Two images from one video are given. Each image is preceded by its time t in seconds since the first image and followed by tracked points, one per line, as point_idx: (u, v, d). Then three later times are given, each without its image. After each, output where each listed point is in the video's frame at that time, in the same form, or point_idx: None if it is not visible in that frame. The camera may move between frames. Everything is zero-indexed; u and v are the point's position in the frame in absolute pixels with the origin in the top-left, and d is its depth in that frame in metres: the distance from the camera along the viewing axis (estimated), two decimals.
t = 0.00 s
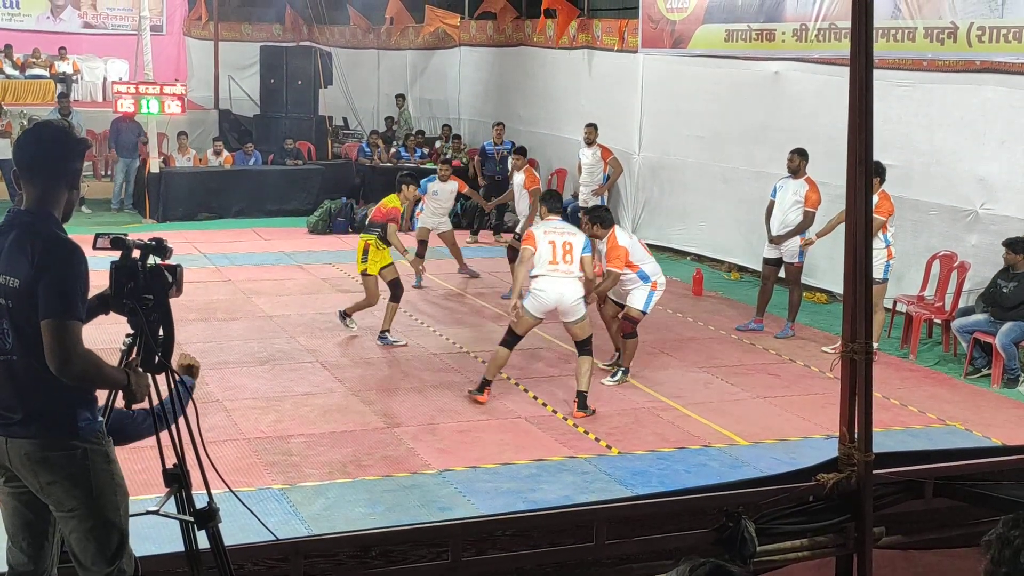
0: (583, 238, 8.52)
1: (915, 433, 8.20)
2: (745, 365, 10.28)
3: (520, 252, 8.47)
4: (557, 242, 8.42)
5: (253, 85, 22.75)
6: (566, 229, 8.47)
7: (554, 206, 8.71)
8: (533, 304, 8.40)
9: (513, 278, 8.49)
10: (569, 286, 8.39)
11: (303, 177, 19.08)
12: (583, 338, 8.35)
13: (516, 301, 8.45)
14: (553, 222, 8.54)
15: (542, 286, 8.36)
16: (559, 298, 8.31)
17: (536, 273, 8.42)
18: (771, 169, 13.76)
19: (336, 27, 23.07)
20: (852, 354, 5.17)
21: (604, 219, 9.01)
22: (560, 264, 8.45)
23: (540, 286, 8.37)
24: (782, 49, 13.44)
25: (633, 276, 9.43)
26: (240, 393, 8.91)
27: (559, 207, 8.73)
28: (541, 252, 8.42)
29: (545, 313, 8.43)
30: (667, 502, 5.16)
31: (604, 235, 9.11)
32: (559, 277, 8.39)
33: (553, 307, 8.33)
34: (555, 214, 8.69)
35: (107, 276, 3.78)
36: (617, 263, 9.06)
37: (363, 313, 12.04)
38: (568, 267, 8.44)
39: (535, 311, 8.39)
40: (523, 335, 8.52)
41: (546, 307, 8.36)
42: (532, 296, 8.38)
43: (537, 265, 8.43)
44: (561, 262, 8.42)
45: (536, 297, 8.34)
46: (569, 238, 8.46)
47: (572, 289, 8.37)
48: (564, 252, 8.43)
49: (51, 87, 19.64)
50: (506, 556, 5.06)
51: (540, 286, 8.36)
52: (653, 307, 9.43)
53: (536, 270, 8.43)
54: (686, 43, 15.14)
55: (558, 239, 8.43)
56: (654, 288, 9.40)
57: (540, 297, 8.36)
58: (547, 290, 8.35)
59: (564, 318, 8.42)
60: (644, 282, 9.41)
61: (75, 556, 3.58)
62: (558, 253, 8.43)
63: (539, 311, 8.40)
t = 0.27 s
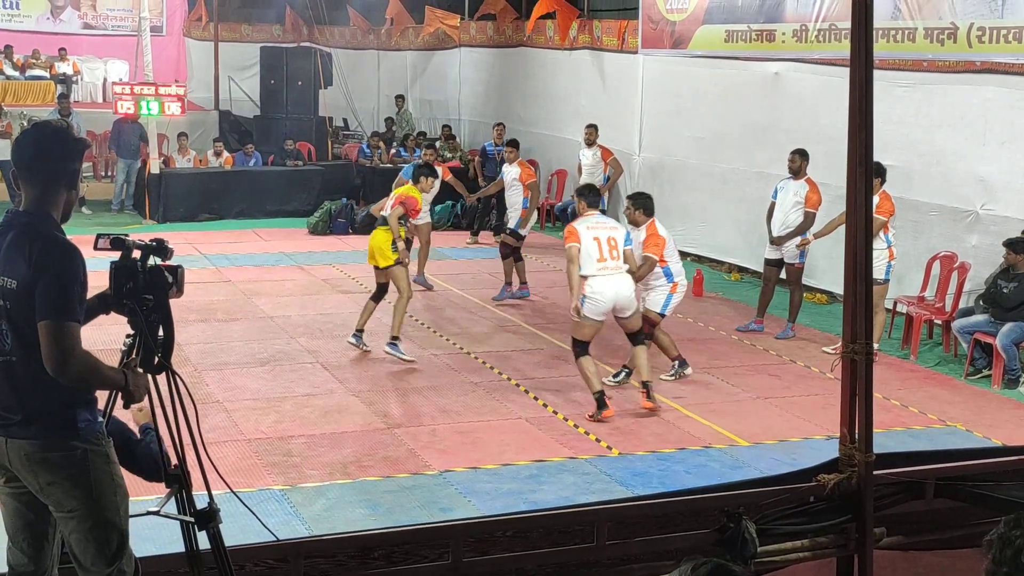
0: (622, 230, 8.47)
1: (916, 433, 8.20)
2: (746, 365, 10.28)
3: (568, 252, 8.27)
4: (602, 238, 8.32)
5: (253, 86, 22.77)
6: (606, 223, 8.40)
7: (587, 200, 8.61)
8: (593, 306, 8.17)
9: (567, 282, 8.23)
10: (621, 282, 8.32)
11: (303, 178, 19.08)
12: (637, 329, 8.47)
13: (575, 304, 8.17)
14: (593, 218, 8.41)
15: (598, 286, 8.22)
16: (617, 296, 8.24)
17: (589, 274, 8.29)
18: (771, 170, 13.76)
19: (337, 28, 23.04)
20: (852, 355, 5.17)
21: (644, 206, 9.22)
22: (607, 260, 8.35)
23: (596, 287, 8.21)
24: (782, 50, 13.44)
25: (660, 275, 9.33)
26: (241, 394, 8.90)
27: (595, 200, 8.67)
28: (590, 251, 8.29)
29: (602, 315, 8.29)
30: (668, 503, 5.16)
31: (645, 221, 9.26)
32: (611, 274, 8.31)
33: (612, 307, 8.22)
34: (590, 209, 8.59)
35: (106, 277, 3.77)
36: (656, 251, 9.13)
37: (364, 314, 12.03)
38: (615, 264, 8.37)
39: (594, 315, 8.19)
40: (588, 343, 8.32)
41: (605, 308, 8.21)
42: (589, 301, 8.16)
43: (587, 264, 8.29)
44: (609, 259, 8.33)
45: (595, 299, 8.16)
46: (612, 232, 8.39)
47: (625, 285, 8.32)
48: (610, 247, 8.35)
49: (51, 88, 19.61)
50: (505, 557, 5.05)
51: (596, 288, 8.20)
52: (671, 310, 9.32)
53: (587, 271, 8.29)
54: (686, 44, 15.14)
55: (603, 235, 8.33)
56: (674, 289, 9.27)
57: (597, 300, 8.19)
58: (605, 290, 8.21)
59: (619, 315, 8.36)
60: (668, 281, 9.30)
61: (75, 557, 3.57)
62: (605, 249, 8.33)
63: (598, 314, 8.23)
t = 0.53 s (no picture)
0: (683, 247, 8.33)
1: (916, 434, 8.20)
2: (746, 366, 10.27)
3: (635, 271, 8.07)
4: (667, 255, 8.18)
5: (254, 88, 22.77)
6: (670, 239, 8.25)
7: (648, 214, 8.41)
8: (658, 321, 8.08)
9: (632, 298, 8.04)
10: (684, 299, 8.21)
11: (302, 179, 19.08)
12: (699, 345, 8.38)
13: (646, 323, 8.01)
14: (656, 234, 8.25)
15: (662, 303, 8.11)
16: (681, 312, 8.14)
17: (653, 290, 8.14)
18: (771, 171, 13.76)
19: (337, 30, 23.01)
20: (852, 356, 5.16)
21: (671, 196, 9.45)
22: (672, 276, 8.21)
23: (660, 304, 8.11)
24: (782, 51, 13.43)
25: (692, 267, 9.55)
26: (241, 395, 8.90)
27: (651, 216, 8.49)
28: (655, 267, 8.14)
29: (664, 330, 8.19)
30: (668, 504, 5.14)
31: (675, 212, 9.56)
32: (675, 290, 8.18)
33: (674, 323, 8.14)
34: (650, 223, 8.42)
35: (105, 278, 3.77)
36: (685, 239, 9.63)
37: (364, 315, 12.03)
38: (680, 280, 8.24)
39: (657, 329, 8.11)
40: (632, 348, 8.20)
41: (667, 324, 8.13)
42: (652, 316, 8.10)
43: (651, 280, 8.14)
44: (674, 275, 8.19)
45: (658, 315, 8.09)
46: (675, 248, 8.24)
47: (688, 302, 8.21)
48: (675, 264, 8.21)
49: (51, 90, 19.56)
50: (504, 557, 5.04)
51: (660, 304, 8.10)
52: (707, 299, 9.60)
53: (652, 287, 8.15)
54: (687, 45, 15.15)
55: (667, 251, 8.19)
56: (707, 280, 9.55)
57: (660, 315, 8.11)
58: (670, 306, 8.12)
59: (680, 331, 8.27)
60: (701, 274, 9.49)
61: (75, 557, 3.57)
62: (670, 265, 8.19)
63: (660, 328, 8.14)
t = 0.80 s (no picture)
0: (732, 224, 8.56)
1: (916, 435, 8.20)
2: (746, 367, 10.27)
3: (692, 251, 8.26)
4: (718, 234, 8.42)
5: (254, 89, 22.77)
6: (720, 219, 8.48)
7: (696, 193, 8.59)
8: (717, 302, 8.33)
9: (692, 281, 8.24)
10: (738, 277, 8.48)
11: (302, 180, 19.08)
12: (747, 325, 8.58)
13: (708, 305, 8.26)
14: (705, 213, 8.46)
15: (720, 283, 8.37)
16: (738, 291, 8.42)
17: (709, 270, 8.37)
18: (771, 171, 13.76)
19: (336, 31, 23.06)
20: (852, 356, 5.15)
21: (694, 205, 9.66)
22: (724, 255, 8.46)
23: (717, 284, 8.37)
24: (783, 52, 13.43)
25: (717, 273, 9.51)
26: (241, 396, 8.90)
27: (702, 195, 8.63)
28: (709, 248, 8.37)
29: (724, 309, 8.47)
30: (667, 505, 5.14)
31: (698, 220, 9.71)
32: (728, 270, 8.43)
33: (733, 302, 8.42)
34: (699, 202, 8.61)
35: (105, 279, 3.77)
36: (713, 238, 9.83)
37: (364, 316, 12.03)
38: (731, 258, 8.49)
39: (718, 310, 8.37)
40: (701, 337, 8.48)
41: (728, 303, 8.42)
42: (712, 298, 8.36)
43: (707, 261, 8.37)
44: (726, 254, 8.44)
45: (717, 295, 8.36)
46: (725, 227, 8.48)
47: (743, 280, 8.48)
48: (726, 243, 8.45)
49: (51, 91, 19.55)
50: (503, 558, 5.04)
51: (718, 285, 8.36)
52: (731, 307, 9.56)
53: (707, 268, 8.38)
54: (687, 46, 15.15)
55: (718, 230, 8.42)
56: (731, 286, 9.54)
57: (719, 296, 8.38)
58: (727, 286, 8.39)
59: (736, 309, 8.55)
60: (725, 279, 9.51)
61: (74, 558, 3.57)
62: (721, 245, 8.43)
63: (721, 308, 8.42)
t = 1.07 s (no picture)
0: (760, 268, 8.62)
1: (916, 436, 8.20)
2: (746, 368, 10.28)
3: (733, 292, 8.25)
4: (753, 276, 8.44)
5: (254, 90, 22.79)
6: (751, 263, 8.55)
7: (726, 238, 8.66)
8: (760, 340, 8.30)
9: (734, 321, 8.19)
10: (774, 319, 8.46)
11: (303, 181, 19.10)
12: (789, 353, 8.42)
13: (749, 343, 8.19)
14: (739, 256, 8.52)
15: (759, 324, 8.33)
16: (777, 331, 8.37)
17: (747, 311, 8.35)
18: (771, 172, 13.77)
19: (337, 32, 22.88)
20: (852, 357, 5.14)
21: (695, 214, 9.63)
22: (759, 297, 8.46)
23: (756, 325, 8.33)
24: (783, 53, 13.44)
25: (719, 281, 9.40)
26: (241, 398, 8.90)
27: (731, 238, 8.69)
28: (746, 288, 8.37)
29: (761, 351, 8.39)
30: (667, 506, 5.13)
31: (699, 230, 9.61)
32: (764, 311, 8.41)
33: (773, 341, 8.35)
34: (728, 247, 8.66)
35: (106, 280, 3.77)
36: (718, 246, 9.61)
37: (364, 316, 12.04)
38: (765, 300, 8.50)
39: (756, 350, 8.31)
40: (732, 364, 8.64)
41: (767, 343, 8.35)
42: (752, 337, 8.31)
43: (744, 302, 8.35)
44: (761, 295, 8.44)
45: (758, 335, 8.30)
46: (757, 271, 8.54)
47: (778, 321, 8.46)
48: (760, 285, 8.47)
49: (52, 92, 19.57)
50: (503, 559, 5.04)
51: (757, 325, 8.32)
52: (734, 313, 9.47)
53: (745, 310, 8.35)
54: (687, 48, 15.16)
55: (752, 273, 8.47)
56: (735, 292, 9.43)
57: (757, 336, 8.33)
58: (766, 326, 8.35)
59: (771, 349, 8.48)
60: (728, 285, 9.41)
61: (75, 559, 3.57)
62: (756, 286, 8.45)
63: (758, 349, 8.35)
